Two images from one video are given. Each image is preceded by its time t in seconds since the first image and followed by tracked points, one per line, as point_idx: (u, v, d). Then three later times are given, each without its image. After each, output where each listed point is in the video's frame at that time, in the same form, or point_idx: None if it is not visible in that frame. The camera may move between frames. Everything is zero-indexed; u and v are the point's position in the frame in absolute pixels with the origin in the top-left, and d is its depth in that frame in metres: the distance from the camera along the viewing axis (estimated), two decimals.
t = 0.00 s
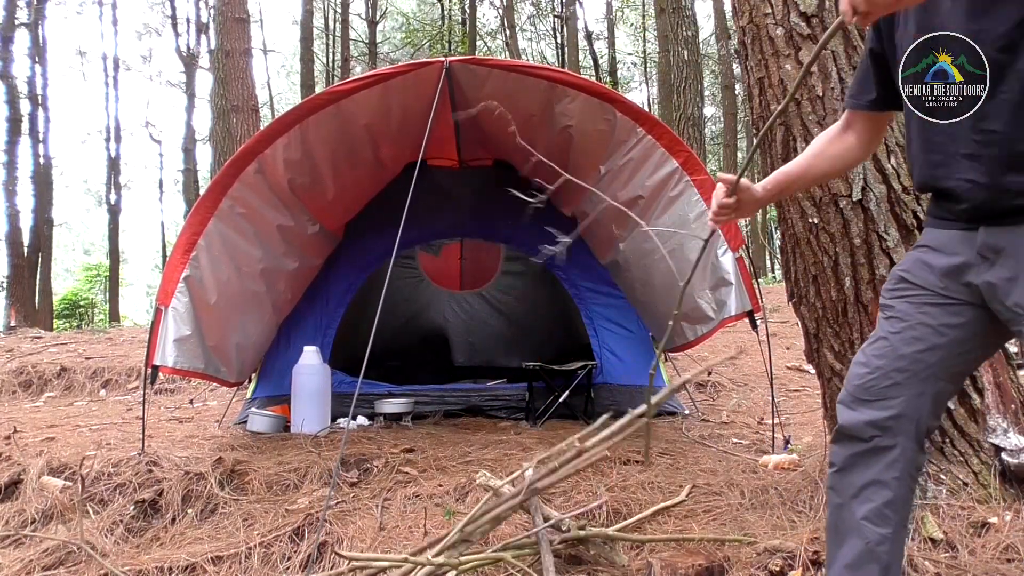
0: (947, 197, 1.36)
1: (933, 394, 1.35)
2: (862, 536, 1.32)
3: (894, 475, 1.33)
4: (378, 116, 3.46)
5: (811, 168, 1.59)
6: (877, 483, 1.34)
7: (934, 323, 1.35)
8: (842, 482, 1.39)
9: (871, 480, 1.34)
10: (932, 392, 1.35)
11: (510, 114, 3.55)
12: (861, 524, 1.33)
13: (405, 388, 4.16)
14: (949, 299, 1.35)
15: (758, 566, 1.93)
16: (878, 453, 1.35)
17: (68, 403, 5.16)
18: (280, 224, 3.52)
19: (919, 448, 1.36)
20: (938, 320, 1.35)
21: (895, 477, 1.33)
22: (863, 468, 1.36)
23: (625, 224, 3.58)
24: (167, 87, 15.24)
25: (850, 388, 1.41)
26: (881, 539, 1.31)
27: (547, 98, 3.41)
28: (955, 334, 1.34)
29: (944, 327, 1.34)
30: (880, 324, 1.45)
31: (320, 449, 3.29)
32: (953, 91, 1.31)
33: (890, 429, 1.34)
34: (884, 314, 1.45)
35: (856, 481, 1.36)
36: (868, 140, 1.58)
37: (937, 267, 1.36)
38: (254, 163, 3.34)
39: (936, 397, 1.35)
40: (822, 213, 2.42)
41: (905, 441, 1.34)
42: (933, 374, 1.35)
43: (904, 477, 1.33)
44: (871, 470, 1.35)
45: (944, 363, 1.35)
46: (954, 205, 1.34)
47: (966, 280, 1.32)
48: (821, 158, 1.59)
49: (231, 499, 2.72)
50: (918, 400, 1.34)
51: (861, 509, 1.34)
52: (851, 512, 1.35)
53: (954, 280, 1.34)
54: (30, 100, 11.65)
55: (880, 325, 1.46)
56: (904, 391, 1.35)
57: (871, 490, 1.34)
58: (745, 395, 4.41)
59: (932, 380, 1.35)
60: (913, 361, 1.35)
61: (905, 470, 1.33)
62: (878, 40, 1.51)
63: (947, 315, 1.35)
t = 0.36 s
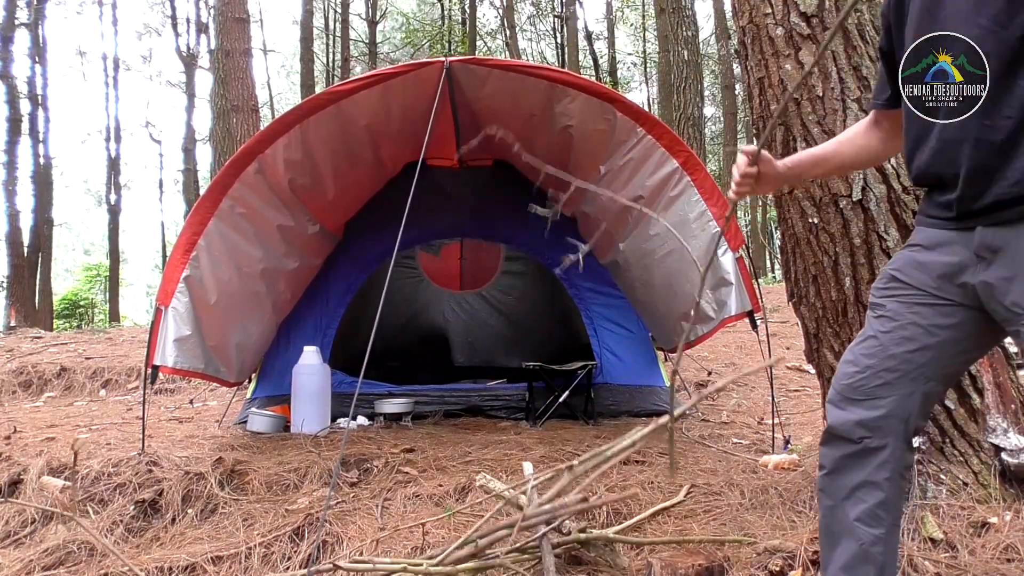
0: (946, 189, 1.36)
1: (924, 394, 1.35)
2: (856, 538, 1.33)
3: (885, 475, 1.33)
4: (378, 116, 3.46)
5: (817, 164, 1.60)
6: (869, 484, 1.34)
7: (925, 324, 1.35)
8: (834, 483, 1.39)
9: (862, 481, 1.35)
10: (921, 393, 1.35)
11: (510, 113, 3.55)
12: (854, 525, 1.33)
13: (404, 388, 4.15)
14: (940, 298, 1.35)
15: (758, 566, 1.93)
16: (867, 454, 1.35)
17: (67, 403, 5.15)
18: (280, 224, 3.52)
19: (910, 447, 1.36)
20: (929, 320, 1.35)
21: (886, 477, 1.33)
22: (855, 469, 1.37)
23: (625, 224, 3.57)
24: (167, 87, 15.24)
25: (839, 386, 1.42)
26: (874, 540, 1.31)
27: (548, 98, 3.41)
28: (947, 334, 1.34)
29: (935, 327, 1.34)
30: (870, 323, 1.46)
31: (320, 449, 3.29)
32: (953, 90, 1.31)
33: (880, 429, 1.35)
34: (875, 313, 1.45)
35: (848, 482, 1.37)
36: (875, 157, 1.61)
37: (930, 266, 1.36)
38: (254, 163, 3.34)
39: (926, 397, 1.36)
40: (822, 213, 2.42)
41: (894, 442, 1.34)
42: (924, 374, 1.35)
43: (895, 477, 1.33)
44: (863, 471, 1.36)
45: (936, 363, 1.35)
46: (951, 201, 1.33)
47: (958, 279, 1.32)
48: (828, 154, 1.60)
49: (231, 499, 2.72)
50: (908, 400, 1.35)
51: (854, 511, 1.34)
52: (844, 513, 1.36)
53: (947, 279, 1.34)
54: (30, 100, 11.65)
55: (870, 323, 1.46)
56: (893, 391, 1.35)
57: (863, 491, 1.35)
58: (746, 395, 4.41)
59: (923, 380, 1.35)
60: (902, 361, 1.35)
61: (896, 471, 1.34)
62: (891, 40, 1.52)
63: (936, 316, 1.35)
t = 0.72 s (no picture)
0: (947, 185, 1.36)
1: (921, 395, 1.35)
2: (853, 539, 1.33)
3: (881, 477, 1.33)
4: (378, 116, 3.47)
5: (794, 132, 1.56)
6: (865, 485, 1.34)
7: (922, 324, 1.35)
8: (831, 484, 1.39)
9: (860, 482, 1.35)
10: (917, 393, 1.35)
11: (510, 113, 3.55)
12: (851, 526, 1.34)
13: (404, 388, 4.15)
14: (942, 298, 1.34)
15: (758, 566, 1.92)
16: (863, 455, 1.35)
17: (67, 403, 5.15)
18: (280, 224, 3.53)
19: (907, 448, 1.36)
20: (928, 322, 1.35)
21: (882, 478, 1.33)
22: (851, 470, 1.37)
23: (627, 224, 3.57)
24: (167, 87, 15.25)
25: (835, 387, 1.42)
26: (871, 540, 1.32)
27: (548, 98, 3.41)
28: (945, 335, 1.34)
29: (933, 329, 1.34)
30: (867, 322, 1.46)
31: (320, 449, 3.30)
32: (954, 90, 1.34)
33: (875, 430, 1.35)
34: (873, 313, 1.45)
35: (845, 484, 1.37)
36: (869, 137, 1.54)
37: (930, 266, 1.36)
38: (254, 163, 3.34)
39: (923, 398, 1.36)
40: (822, 213, 2.42)
41: (890, 443, 1.34)
42: (921, 375, 1.35)
43: (891, 478, 1.34)
44: (859, 472, 1.36)
45: (933, 363, 1.35)
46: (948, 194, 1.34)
47: (958, 278, 1.32)
48: (815, 123, 1.56)
49: (232, 499, 2.72)
50: (904, 401, 1.35)
51: (851, 512, 1.34)
52: (840, 514, 1.36)
53: (947, 278, 1.33)
54: (30, 100, 11.65)
55: (867, 322, 1.46)
56: (889, 392, 1.35)
57: (860, 492, 1.35)
58: (746, 395, 4.41)
59: (921, 381, 1.35)
60: (899, 362, 1.35)
61: (892, 471, 1.34)
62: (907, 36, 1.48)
63: (933, 316, 1.35)
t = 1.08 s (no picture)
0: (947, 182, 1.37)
1: (919, 394, 1.35)
2: (852, 539, 1.33)
3: (879, 477, 1.33)
4: (378, 117, 3.47)
5: (798, 107, 1.56)
6: (862, 486, 1.34)
7: (918, 324, 1.35)
8: (829, 485, 1.39)
9: (856, 483, 1.34)
10: (913, 393, 1.35)
11: (509, 113, 3.55)
12: (849, 527, 1.33)
13: (403, 388, 4.15)
14: (939, 297, 1.35)
15: (758, 566, 1.92)
16: (859, 455, 1.35)
17: (67, 403, 5.15)
18: (280, 224, 3.53)
19: (905, 448, 1.36)
20: (923, 321, 1.35)
21: (880, 478, 1.33)
22: (848, 471, 1.36)
23: (627, 224, 3.57)
24: (167, 87, 15.25)
25: (832, 387, 1.42)
26: (869, 541, 1.31)
27: (548, 98, 3.41)
28: (940, 334, 1.34)
29: (929, 328, 1.35)
30: (862, 322, 1.46)
31: (320, 449, 3.30)
32: (954, 90, 1.35)
33: (871, 430, 1.35)
34: (868, 311, 1.45)
35: (842, 484, 1.37)
36: (869, 121, 1.54)
37: (927, 265, 1.36)
38: (254, 163, 3.34)
39: (919, 396, 1.36)
40: (822, 213, 2.42)
41: (886, 443, 1.34)
42: (917, 374, 1.35)
43: (889, 478, 1.33)
44: (856, 472, 1.35)
45: (930, 363, 1.35)
46: (950, 192, 1.34)
47: (957, 275, 1.33)
48: (819, 102, 1.55)
49: (232, 499, 2.72)
50: (899, 401, 1.35)
51: (848, 512, 1.34)
52: (838, 515, 1.36)
53: (944, 276, 1.34)
54: (30, 100, 11.65)
55: (862, 321, 1.46)
56: (885, 392, 1.35)
57: (857, 492, 1.34)
58: (746, 395, 4.41)
59: (918, 380, 1.35)
60: (894, 362, 1.35)
61: (889, 471, 1.34)
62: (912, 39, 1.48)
63: (928, 315, 1.35)
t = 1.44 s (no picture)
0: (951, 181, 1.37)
1: (920, 394, 1.35)
2: (853, 539, 1.33)
3: (880, 477, 1.33)
4: (378, 116, 3.46)
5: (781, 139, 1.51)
6: (864, 486, 1.34)
7: (920, 324, 1.35)
8: (829, 485, 1.39)
9: (857, 482, 1.34)
10: (914, 393, 1.35)
11: (509, 113, 3.55)
12: (850, 527, 1.33)
13: (403, 388, 4.15)
14: (941, 296, 1.34)
15: (757, 566, 1.92)
16: (861, 455, 1.35)
17: (67, 403, 5.15)
18: (280, 224, 3.52)
19: (905, 448, 1.36)
20: (924, 321, 1.35)
21: (881, 478, 1.33)
22: (849, 471, 1.36)
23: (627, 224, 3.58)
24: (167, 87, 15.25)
25: (833, 387, 1.42)
26: (870, 540, 1.31)
27: (548, 98, 3.40)
28: (942, 334, 1.34)
29: (931, 328, 1.35)
30: (864, 321, 1.46)
31: (320, 449, 3.30)
32: (954, 90, 1.35)
33: (872, 431, 1.35)
34: (869, 311, 1.46)
35: (843, 484, 1.37)
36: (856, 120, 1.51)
37: (929, 265, 1.36)
38: (254, 164, 3.33)
39: (921, 396, 1.36)
40: (822, 213, 2.42)
41: (888, 443, 1.34)
42: (919, 374, 1.35)
43: (890, 478, 1.33)
44: (857, 472, 1.35)
45: (930, 363, 1.35)
46: (954, 191, 1.34)
47: (959, 275, 1.33)
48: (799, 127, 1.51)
49: (232, 499, 2.72)
50: (901, 401, 1.35)
51: (849, 512, 1.34)
52: (839, 514, 1.36)
53: (947, 275, 1.34)
54: (30, 100, 11.66)
55: (863, 321, 1.46)
56: (886, 392, 1.35)
57: (857, 492, 1.34)
58: (746, 395, 4.41)
59: (920, 380, 1.35)
60: (896, 362, 1.35)
61: (891, 471, 1.34)
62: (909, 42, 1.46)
63: (930, 316, 1.35)
